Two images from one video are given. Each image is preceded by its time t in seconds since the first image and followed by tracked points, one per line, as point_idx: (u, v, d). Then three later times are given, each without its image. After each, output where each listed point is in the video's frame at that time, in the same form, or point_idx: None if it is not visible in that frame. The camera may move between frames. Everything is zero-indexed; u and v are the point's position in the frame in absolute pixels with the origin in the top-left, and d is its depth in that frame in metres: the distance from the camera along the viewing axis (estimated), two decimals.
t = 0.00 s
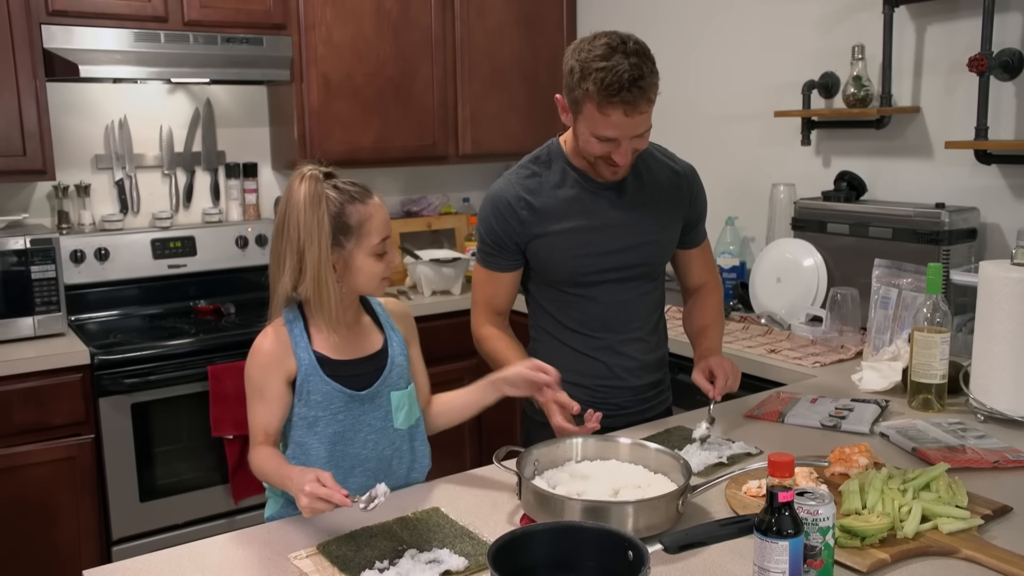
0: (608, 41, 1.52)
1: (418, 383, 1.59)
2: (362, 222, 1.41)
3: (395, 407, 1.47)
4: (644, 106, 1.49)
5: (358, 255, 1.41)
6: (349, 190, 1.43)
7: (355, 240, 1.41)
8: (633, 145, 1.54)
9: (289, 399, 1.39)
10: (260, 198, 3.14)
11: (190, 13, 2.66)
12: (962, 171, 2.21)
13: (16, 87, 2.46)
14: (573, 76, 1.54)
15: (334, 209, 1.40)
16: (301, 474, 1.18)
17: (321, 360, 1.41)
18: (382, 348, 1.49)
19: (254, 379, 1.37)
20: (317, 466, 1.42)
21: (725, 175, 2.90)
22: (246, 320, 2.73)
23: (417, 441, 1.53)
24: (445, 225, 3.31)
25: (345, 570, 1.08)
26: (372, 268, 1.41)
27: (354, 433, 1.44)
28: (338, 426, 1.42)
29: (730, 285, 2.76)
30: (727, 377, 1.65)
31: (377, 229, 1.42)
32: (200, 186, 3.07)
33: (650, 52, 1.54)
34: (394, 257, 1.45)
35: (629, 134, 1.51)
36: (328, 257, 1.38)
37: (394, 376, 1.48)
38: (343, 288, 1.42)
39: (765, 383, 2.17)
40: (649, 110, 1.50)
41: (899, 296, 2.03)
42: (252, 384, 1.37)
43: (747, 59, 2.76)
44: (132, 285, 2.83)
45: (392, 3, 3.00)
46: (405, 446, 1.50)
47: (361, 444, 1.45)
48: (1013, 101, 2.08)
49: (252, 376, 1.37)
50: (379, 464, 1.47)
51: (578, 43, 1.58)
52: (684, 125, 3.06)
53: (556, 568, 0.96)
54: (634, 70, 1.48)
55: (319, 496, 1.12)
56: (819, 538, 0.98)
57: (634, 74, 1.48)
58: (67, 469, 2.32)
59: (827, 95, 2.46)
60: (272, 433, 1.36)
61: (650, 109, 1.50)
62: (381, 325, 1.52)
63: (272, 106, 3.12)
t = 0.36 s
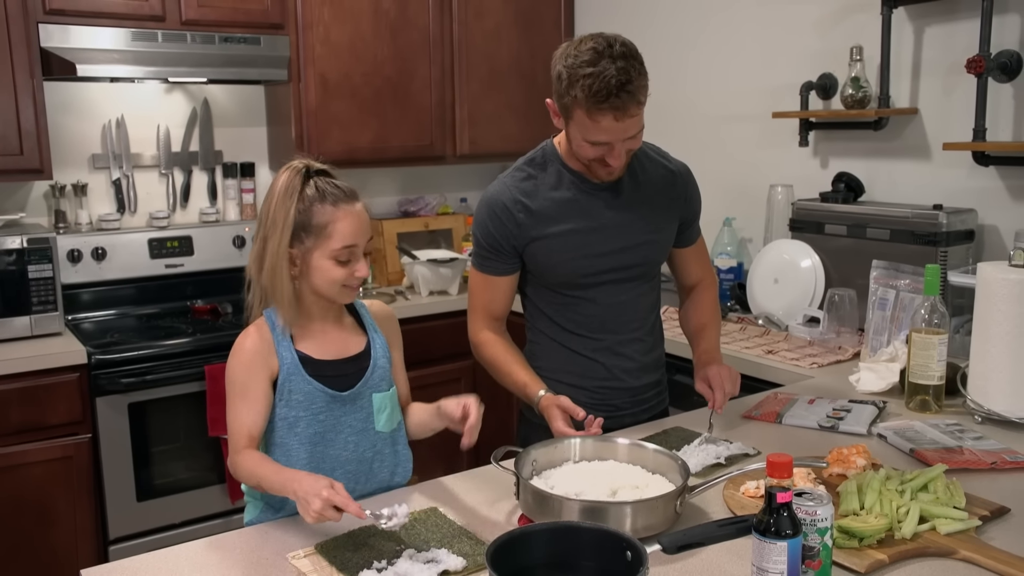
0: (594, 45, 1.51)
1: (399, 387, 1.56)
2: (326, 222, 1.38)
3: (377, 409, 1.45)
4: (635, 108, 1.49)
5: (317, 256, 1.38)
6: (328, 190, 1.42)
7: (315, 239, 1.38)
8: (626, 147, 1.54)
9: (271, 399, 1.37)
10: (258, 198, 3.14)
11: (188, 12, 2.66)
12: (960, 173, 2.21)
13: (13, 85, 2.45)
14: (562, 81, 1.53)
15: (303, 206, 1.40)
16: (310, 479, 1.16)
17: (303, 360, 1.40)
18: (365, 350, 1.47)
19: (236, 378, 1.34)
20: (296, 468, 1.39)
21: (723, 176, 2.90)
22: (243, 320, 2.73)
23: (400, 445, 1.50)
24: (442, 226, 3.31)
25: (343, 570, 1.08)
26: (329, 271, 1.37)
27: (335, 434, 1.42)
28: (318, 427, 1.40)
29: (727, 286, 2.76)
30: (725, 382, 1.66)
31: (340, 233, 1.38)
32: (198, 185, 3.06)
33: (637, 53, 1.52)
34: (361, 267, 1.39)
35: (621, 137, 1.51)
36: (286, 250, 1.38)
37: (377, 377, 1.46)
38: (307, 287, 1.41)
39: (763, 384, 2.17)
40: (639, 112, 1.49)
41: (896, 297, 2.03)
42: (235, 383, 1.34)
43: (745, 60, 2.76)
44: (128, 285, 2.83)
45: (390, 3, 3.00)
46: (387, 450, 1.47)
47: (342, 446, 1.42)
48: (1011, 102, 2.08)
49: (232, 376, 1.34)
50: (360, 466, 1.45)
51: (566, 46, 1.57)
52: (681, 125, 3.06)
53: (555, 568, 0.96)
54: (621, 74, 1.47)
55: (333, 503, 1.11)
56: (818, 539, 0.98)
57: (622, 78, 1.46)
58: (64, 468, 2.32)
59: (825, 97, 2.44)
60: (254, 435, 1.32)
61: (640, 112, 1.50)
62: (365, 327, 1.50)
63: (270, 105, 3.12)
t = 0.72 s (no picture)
0: (584, 41, 1.50)
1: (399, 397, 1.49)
2: (317, 217, 1.37)
3: (370, 417, 1.44)
4: (626, 103, 1.48)
5: (306, 250, 1.37)
6: (328, 186, 1.41)
7: (306, 233, 1.37)
8: (620, 142, 1.53)
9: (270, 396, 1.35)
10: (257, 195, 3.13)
11: (187, 9, 2.65)
12: (961, 171, 2.21)
13: (12, 82, 2.44)
14: (553, 78, 1.52)
15: (299, 198, 1.39)
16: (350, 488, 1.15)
17: (299, 362, 1.38)
18: (363, 354, 1.45)
19: (237, 376, 1.32)
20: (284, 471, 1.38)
21: (723, 174, 2.90)
22: (242, 317, 2.72)
23: (391, 454, 1.48)
24: (442, 223, 3.30)
25: (344, 569, 1.07)
26: (316, 266, 1.35)
27: (325, 440, 1.40)
28: (308, 432, 1.39)
29: (727, 284, 2.75)
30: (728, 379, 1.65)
31: (329, 229, 1.36)
32: (197, 182, 3.06)
33: (627, 47, 1.51)
34: (350, 265, 1.36)
35: (615, 132, 1.51)
36: (279, 240, 1.39)
37: (372, 385, 1.44)
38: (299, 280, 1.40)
39: (763, 382, 2.16)
40: (631, 106, 1.48)
41: (898, 296, 2.03)
42: (235, 382, 1.32)
43: (746, 57, 2.75)
44: (126, 282, 2.82)
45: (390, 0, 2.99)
46: (377, 458, 1.46)
47: (331, 452, 1.41)
48: (1013, 100, 2.08)
49: (231, 373, 1.32)
50: (349, 473, 1.43)
51: (556, 42, 1.56)
52: (681, 123, 3.05)
53: (555, 567, 0.96)
54: (611, 69, 1.46)
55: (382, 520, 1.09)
56: (820, 538, 0.97)
57: (612, 73, 1.46)
58: (63, 466, 2.31)
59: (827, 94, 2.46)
60: (261, 434, 1.30)
61: (632, 106, 1.49)
62: (364, 328, 1.48)
63: (269, 102, 3.11)
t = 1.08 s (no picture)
0: (583, 45, 1.49)
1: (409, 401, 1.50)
2: (330, 216, 1.37)
3: (377, 420, 1.44)
4: (626, 108, 1.47)
5: (317, 249, 1.36)
6: (340, 186, 1.41)
7: (318, 232, 1.37)
8: (621, 146, 1.53)
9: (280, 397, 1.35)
10: (261, 194, 3.13)
11: (192, 8, 2.65)
12: (965, 173, 2.21)
13: (17, 80, 2.45)
14: (553, 83, 1.52)
15: (311, 198, 1.39)
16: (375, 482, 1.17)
17: (309, 365, 1.38)
18: (370, 358, 1.44)
19: (248, 378, 1.31)
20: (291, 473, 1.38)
21: (727, 175, 2.90)
22: (245, 316, 2.72)
23: (397, 456, 1.49)
24: (445, 223, 3.30)
25: (347, 569, 1.07)
26: (328, 266, 1.35)
27: (332, 444, 1.40)
28: (315, 435, 1.39)
29: (730, 285, 2.75)
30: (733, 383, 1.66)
31: (342, 229, 1.36)
32: (201, 181, 3.06)
33: (627, 51, 1.50)
34: (362, 266, 1.36)
35: (615, 137, 1.50)
36: (291, 241, 1.38)
37: (380, 388, 1.44)
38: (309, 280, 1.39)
39: (767, 384, 2.16)
40: (631, 111, 1.48)
41: (902, 297, 2.02)
42: (246, 384, 1.31)
43: (750, 58, 2.75)
44: (128, 281, 2.82)
45: None
46: (383, 460, 1.46)
47: (338, 455, 1.41)
48: (1018, 103, 2.08)
49: (240, 375, 1.32)
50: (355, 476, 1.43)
51: (556, 46, 1.55)
52: (685, 124, 3.05)
53: (560, 569, 0.96)
54: (611, 75, 1.45)
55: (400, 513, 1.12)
56: (825, 541, 0.97)
57: (611, 79, 1.45)
58: (66, 464, 2.31)
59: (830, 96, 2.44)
60: (272, 436, 1.30)
61: (632, 110, 1.48)
62: (371, 330, 1.48)
63: (273, 102, 3.11)
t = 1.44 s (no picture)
0: (567, 48, 1.47)
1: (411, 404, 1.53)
2: (352, 215, 1.38)
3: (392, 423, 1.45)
4: (606, 111, 1.44)
5: (340, 248, 1.37)
6: (354, 186, 1.42)
7: (340, 231, 1.37)
8: (604, 150, 1.49)
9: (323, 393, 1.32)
10: (262, 196, 3.14)
11: (195, 10, 2.66)
12: (966, 177, 2.21)
13: (20, 82, 2.45)
14: (536, 86, 1.49)
15: (329, 199, 1.39)
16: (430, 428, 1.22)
17: (338, 367, 1.39)
18: (382, 361, 1.47)
19: (298, 371, 1.28)
20: (302, 472, 1.39)
21: (728, 178, 2.90)
22: (247, 318, 2.73)
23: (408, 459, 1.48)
24: (446, 225, 3.30)
25: (352, 571, 1.07)
26: (352, 266, 1.36)
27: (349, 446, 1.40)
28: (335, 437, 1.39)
29: (732, 288, 2.76)
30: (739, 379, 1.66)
31: (365, 226, 1.37)
32: (202, 183, 3.06)
33: (611, 54, 1.47)
34: (384, 263, 1.38)
35: (597, 142, 1.47)
36: (312, 244, 1.37)
37: (394, 391, 1.46)
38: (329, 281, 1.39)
39: (769, 387, 2.17)
40: (613, 115, 1.44)
41: (903, 301, 2.03)
42: (296, 377, 1.27)
43: (751, 62, 2.76)
44: (127, 283, 2.82)
45: (397, 2, 2.99)
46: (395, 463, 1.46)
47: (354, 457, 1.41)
48: (1019, 107, 2.08)
49: (285, 370, 1.28)
50: (367, 478, 1.43)
51: (542, 50, 1.53)
52: (686, 127, 3.06)
53: (565, 571, 0.96)
54: (591, 77, 1.42)
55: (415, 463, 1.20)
56: (829, 544, 0.98)
57: (591, 82, 1.42)
58: (68, 466, 2.32)
59: (831, 100, 2.46)
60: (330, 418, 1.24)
61: (614, 114, 1.45)
62: (379, 332, 1.50)
63: (275, 104, 3.12)
